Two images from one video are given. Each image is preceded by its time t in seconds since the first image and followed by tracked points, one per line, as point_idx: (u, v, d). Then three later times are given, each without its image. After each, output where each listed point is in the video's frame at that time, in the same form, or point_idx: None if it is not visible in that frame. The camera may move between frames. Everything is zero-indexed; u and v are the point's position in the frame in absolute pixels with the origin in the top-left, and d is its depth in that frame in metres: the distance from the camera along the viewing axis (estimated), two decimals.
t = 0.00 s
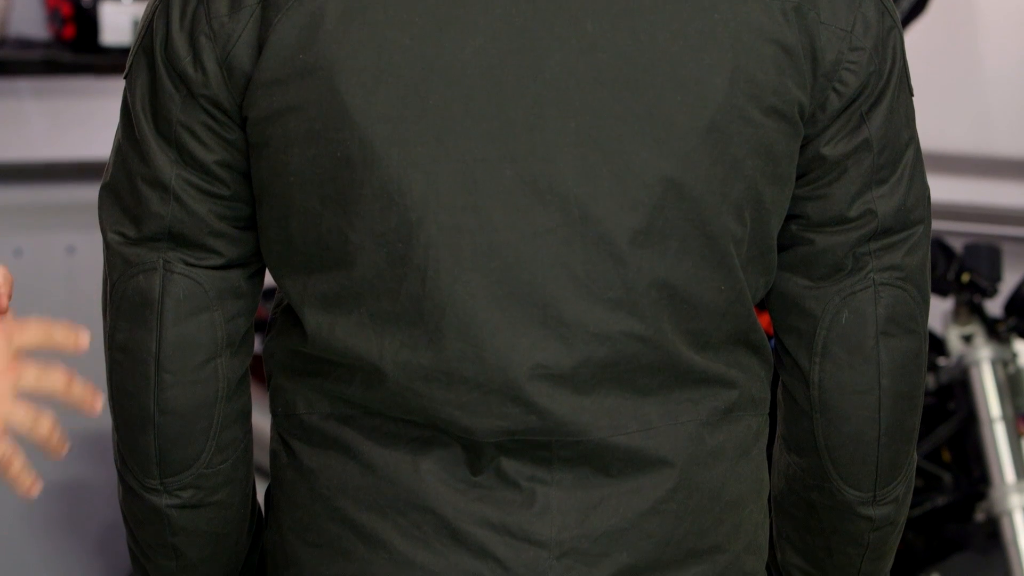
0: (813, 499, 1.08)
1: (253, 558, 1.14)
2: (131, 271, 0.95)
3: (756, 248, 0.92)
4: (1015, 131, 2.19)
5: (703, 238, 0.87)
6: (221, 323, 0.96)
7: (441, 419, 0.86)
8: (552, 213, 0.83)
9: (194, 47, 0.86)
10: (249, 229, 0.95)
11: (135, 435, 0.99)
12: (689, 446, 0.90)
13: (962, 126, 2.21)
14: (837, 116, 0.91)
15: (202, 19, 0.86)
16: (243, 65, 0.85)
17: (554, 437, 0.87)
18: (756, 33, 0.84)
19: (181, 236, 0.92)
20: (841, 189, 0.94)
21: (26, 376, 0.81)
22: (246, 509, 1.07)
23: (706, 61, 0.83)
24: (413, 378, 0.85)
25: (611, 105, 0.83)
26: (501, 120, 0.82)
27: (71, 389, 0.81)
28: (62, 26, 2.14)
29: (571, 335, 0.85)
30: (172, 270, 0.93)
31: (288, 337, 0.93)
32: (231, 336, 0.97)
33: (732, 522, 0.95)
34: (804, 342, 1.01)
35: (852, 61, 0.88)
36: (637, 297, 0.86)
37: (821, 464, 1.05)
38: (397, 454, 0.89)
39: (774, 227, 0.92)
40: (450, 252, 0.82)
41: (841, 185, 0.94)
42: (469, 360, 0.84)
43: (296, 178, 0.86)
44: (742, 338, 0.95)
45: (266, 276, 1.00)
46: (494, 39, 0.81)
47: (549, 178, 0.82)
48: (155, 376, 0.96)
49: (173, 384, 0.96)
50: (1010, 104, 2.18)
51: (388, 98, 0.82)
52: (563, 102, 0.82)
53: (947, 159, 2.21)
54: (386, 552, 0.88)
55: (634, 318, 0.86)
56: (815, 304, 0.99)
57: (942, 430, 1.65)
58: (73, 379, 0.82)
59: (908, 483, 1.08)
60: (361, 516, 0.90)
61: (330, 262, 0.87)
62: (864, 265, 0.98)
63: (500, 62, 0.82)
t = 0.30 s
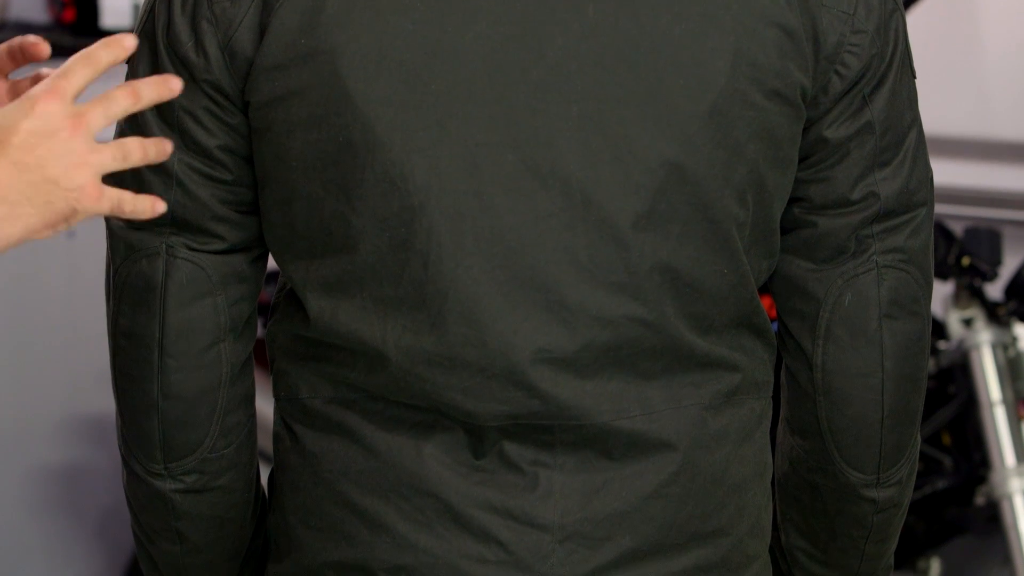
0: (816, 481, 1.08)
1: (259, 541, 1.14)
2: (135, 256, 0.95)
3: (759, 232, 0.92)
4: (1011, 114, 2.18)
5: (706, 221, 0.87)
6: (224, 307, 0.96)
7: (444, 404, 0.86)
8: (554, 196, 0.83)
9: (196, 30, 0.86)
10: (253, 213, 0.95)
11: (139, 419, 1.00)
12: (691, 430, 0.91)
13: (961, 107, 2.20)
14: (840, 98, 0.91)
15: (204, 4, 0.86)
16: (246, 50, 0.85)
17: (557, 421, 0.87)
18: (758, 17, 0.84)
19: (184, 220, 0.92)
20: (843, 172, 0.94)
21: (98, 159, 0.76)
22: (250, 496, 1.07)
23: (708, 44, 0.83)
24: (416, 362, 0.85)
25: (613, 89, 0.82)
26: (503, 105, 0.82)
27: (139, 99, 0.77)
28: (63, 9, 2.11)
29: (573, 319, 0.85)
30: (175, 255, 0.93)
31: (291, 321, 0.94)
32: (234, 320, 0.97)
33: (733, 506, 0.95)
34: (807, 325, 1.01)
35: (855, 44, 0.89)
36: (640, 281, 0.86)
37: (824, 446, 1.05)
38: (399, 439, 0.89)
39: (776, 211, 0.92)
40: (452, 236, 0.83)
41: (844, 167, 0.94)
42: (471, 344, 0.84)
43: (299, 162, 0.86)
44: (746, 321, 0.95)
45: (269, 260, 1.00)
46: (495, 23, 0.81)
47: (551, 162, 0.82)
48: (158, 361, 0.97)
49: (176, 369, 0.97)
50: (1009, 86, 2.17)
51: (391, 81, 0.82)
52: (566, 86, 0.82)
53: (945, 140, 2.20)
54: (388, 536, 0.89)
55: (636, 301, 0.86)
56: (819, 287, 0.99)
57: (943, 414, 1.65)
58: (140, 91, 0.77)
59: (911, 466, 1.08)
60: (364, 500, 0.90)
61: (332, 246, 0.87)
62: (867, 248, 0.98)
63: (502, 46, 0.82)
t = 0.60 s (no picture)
0: (817, 467, 1.09)
1: (259, 526, 1.14)
2: (135, 240, 0.94)
3: (760, 216, 0.92)
4: (1011, 99, 2.13)
5: (707, 205, 0.87)
6: (225, 291, 0.96)
7: (445, 388, 0.86)
8: (556, 180, 0.83)
9: (198, 13, 0.86)
10: (253, 197, 0.95)
11: (140, 404, 1.00)
12: (691, 414, 0.91)
13: (961, 91, 2.14)
14: (844, 83, 0.91)
15: None
16: (248, 33, 0.85)
17: (559, 404, 0.87)
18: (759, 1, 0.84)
19: (185, 203, 0.92)
20: (845, 156, 0.94)
21: (84, 368, 0.68)
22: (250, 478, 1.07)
23: (710, 28, 0.83)
24: (417, 346, 0.86)
25: (615, 73, 0.82)
26: (505, 89, 0.82)
27: (155, 322, 0.69)
28: None
29: (575, 303, 0.85)
30: (176, 238, 0.93)
31: (293, 304, 0.94)
32: (234, 304, 0.97)
33: (734, 491, 0.95)
34: (808, 310, 1.02)
35: (857, 28, 0.89)
36: (642, 266, 0.86)
37: (824, 432, 1.06)
38: (401, 422, 0.89)
39: (777, 195, 0.92)
40: (454, 219, 0.82)
41: (846, 151, 0.94)
42: (473, 327, 0.84)
43: (301, 146, 0.86)
44: (747, 306, 0.95)
45: (269, 244, 1.00)
46: (497, 7, 0.82)
47: (554, 145, 0.82)
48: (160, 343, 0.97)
49: (177, 352, 0.97)
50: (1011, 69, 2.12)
51: (392, 65, 0.82)
52: (568, 69, 0.82)
53: (946, 124, 2.15)
54: (388, 520, 0.89)
55: (638, 286, 0.87)
56: (820, 272, 1.00)
57: (943, 398, 1.66)
58: (131, 263, 0.69)
59: (912, 450, 1.08)
60: (365, 484, 0.90)
61: (334, 231, 0.87)
62: (868, 233, 0.98)
63: (504, 30, 0.82)
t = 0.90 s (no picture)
0: (815, 452, 1.09)
1: (256, 508, 1.14)
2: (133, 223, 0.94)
3: (759, 200, 0.92)
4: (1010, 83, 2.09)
5: (707, 190, 0.87)
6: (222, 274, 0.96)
7: (444, 371, 0.87)
8: (554, 165, 0.83)
9: None
10: (252, 179, 0.96)
11: (139, 386, 1.00)
12: (690, 397, 0.91)
13: (960, 76, 2.09)
14: (844, 67, 0.91)
15: None
16: (247, 15, 0.85)
17: (558, 388, 0.87)
18: None
19: (184, 186, 0.92)
20: (844, 140, 0.94)
21: (166, 306, 0.63)
22: (247, 462, 1.08)
23: (711, 11, 0.83)
24: (417, 330, 0.86)
25: (614, 57, 0.82)
26: (504, 72, 0.82)
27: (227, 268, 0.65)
28: None
29: (574, 287, 0.85)
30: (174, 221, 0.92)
31: (292, 288, 0.94)
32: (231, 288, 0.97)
33: (732, 474, 0.96)
34: (807, 294, 1.02)
35: (857, 12, 0.89)
36: (641, 249, 0.86)
37: (821, 415, 1.06)
38: (400, 405, 0.90)
39: (776, 179, 0.92)
40: (453, 203, 0.82)
41: (845, 135, 0.94)
42: (472, 311, 0.84)
43: (300, 130, 0.86)
44: (746, 290, 0.95)
45: (269, 226, 1.00)
46: None
47: (552, 129, 0.82)
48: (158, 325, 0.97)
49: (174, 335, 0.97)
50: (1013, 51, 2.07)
51: (392, 49, 0.82)
52: (567, 53, 0.82)
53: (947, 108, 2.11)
54: (387, 503, 0.89)
55: (637, 269, 0.87)
56: (819, 256, 1.00)
57: (942, 382, 1.66)
58: (202, 217, 0.65)
59: (909, 435, 1.09)
60: (364, 468, 0.90)
61: (333, 214, 0.87)
62: (866, 218, 0.98)
63: (504, 14, 0.81)
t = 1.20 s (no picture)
0: (818, 433, 1.09)
1: (255, 492, 1.15)
2: (130, 206, 0.95)
3: (759, 183, 0.92)
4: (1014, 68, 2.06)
5: (707, 174, 0.87)
6: (218, 258, 0.97)
7: (443, 355, 0.86)
8: (553, 149, 0.82)
9: None
10: (247, 163, 0.95)
11: (138, 370, 1.00)
12: (690, 382, 0.91)
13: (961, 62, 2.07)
14: (843, 50, 0.91)
15: None
16: None
17: (557, 372, 0.87)
18: None
19: (181, 170, 0.92)
20: (844, 122, 0.94)
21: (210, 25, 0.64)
22: (246, 446, 1.07)
23: None
24: (416, 314, 0.86)
25: (613, 40, 0.82)
26: (502, 55, 0.81)
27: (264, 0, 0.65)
28: None
29: (573, 271, 0.85)
30: (171, 206, 0.94)
31: (291, 272, 0.94)
32: (227, 271, 0.98)
33: (732, 458, 0.96)
34: (809, 276, 1.02)
35: None
36: (641, 233, 0.86)
37: (824, 398, 1.06)
38: (399, 389, 0.90)
39: (777, 163, 0.92)
40: (451, 187, 0.82)
41: (845, 118, 0.94)
42: (471, 295, 0.84)
43: (297, 113, 0.86)
44: (746, 273, 0.95)
45: (264, 210, 1.00)
46: None
47: (551, 113, 0.82)
48: (154, 310, 0.97)
49: (171, 319, 0.97)
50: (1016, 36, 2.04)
51: (390, 32, 0.81)
52: (566, 36, 0.82)
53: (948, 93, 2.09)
54: (386, 488, 0.89)
55: (636, 253, 0.86)
56: (819, 239, 0.99)
57: (942, 366, 1.66)
58: None
59: (912, 417, 1.09)
60: (363, 451, 0.90)
61: (331, 198, 0.87)
62: (868, 199, 0.98)
63: None
